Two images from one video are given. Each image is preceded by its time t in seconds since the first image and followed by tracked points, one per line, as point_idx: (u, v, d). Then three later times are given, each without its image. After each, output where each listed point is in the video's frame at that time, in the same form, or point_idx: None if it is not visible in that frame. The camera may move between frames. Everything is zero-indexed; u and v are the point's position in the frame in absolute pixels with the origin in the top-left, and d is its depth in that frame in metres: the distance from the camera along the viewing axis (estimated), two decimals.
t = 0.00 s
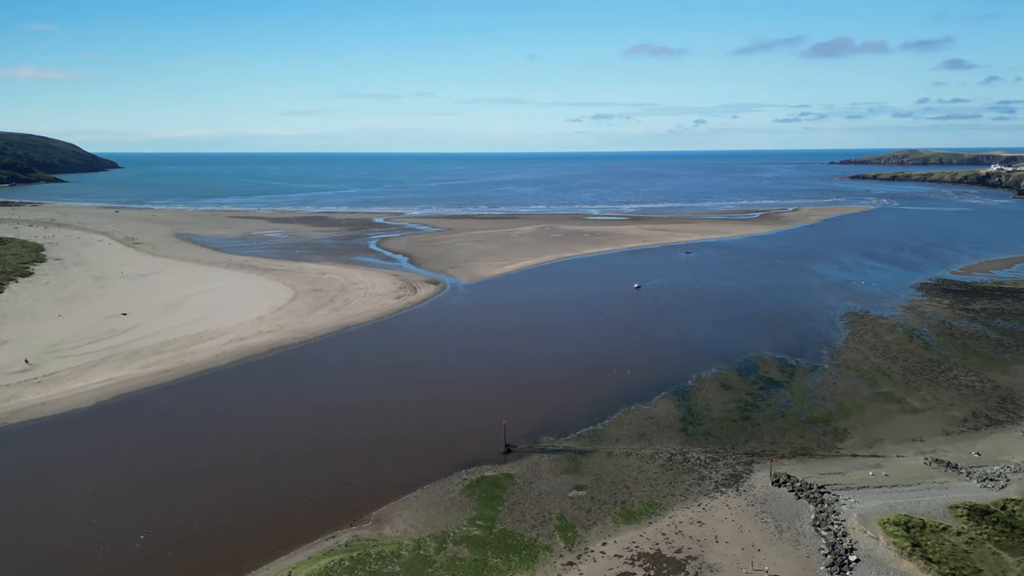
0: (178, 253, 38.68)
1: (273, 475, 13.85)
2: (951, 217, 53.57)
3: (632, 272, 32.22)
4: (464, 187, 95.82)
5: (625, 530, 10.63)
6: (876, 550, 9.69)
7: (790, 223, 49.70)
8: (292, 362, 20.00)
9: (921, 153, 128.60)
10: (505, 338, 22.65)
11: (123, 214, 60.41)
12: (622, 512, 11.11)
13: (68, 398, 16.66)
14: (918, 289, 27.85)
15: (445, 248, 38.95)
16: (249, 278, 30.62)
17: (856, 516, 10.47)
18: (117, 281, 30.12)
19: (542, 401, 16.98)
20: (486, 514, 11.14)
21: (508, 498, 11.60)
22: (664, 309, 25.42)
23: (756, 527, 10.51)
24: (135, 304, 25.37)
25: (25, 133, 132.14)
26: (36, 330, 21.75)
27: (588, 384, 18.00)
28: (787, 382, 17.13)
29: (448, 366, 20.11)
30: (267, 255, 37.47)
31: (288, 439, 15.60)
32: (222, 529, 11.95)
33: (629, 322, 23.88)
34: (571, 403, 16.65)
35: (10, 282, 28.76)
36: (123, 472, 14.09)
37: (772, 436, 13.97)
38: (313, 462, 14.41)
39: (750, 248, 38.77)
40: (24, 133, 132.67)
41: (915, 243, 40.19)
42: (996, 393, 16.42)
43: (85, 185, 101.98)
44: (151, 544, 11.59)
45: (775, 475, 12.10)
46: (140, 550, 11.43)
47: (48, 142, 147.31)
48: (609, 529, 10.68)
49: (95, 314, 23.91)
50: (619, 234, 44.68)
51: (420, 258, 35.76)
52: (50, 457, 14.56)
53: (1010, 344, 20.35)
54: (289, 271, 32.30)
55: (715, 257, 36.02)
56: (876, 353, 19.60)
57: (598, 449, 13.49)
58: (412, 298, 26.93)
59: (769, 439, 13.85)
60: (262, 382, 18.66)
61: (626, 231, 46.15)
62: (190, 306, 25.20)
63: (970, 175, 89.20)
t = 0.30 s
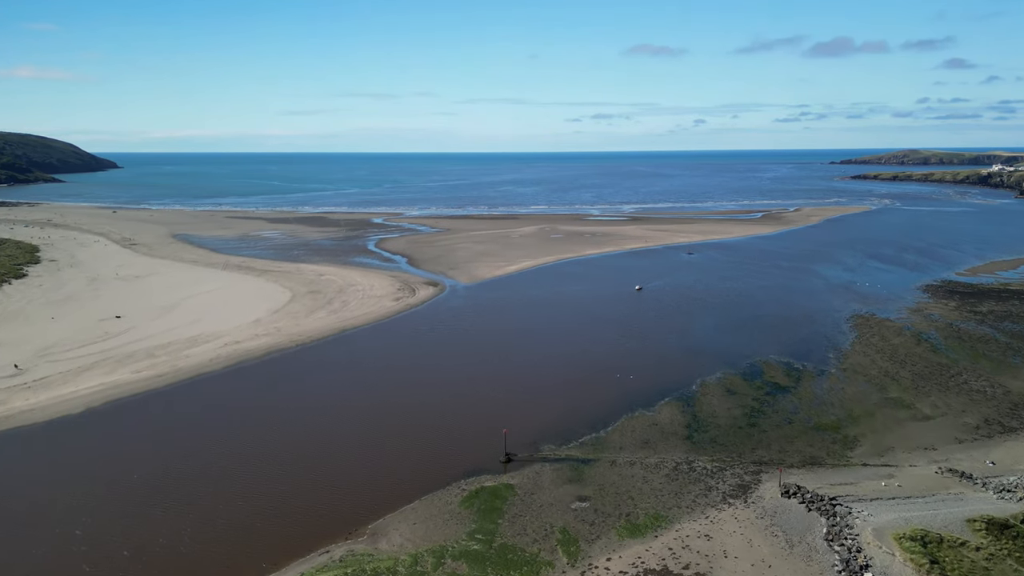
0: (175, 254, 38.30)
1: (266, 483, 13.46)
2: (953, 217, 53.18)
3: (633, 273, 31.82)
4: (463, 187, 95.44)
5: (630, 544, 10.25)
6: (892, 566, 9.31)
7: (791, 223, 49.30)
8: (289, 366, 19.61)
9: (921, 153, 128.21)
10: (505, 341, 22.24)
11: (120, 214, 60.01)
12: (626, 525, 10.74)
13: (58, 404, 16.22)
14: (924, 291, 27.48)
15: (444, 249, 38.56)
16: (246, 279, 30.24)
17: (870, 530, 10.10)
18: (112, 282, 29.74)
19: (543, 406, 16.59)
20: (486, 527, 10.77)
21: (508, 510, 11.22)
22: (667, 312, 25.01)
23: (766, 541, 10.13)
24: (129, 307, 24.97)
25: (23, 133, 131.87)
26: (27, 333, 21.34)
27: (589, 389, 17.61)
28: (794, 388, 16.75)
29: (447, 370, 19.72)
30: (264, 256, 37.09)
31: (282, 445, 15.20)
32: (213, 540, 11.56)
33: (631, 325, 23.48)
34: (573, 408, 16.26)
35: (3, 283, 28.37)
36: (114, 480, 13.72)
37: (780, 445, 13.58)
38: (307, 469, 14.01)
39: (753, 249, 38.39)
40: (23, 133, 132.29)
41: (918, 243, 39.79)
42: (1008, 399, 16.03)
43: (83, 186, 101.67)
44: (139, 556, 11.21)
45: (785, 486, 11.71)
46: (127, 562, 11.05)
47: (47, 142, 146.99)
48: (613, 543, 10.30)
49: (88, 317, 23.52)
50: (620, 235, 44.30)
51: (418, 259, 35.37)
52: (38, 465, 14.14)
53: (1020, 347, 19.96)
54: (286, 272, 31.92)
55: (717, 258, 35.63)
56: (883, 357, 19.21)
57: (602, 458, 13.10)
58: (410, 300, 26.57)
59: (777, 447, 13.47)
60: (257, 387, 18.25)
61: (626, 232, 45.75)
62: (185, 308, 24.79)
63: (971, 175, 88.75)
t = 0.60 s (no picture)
0: (179, 254, 38.06)
1: (266, 490, 13.09)
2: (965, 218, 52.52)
3: (641, 274, 31.38)
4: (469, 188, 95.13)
5: (641, 560, 9.85)
6: None
7: (801, 224, 48.76)
8: (291, 370, 19.25)
9: (931, 152, 127.19)
10: (512, 344, 21.83)
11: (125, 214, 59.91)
12: (637, 539, 10.35)
13: (55, 409, 15.86)
14: (939, 293, 26.96)
15: (449, 249, 38.20)
16: (249, 281, 29.95)
17: (893, 547, 9.68)
18: (115, 284, 29.49)
19: (549, 412, 16.20)
20: (492, 542, 10.38)
21: (514, 523, 10.84)
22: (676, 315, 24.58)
23: (784, 558, 9.72)
24: (131, 309, 24.67)
25: (31, 134, 132.26)
26: (28, 336, 21.06)
27: (597, 395, 17.20)
28: (808, 394, 16.31)
29: (452, 373, 19.34)
30: (268, 257, 36.80)
31: (283, 451, 14.83)
32: (209, 552, 11.21)
33: (640, 328, 23.04)
34: (579, 416, 15.85)
35: (5, 284, 28.14)
36: (111, 486, 13.39)
37: (796, 455, 13.16)
38: (308, 476, 13.63)
39: (762, 250, 37.87)
40: (31, 133, 132.68)
41: (930, 244, 39.20)
42: None
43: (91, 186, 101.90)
44: (132, 568, 10.85)
45: (802, 498, 11.29)
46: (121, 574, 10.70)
47: (55, 142, 147.43)
48: (624, 559, 9.91)
49: (89, 318, 23.22)
50: (627, 236, 43.86)
51: (424, 260, 35.01)
52: (34, 471, 13.82)
53: None
54: (290, 274, 31.61)
55: (726, 259, 35.15)
56: (899, 362, 18.74)
57: (611, 468, 12.70)
58: (415, 302, 26.21)
59: (791, 458, 13.09)
60: (259, 391, 17.89)
61: (634, 233, 45.30)
62: (187, 310, 24.49)
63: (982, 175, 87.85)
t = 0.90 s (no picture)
0: (195, 254, 38.02)
1: (275, 497, 12.73)
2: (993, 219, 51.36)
3: (661, 277, 30.82)
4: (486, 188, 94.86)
5: None
6: None
7: (823, 225, 47.89)
8: (305, 374, 18.94)
9: (955, 152, 125.06)
10: (528, 347, 21.40)
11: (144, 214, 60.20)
12: (659, 558, 9.91)
13: (66, 412, 15.63)
14: (968, 297, 26.17)
15: (466, 250, 37.84)
16: (264, 281, 29.78)
17: (931, 569, 9.16)
18: (131, 284, 29.43)
19: (566, 418, 15.76)
20: (505, 558, 10.00)
21: (530, 538, 10.44)
22: (697, 319, 24.02)
23: None
24: (145, 310, 24.52)
25: (54, 134, 133.84)
26: (42, 337, 20.93)
27: (616, 401, 16.74)
28: (835, 403, 15.76)
29: (468, 377, 18.95)
30: (284, 257, 36.66)
31: (295, 456, 14.50)
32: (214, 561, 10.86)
33: (659, 332, 22.52)
34: (598, 422, 15.40)
35: (22, 284, 28.16)
36: (119, 491, 13.12)
37: (824, 468, 12.64)
38: (318, 482, 13.26)
39: (784, 252, 37.14)
40: (54, 133, 134.10)
41: (958, 247, 38.25)
42: None
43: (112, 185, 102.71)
44: None
45: (832, 515, 10.78)
46: None
47: (77, 142, 148.97)
48: None
49: (103, 319, 23.10)
50: (646, 236, 43.29)
51: (439, 261, 34.69)
52: (43, 475, 13.59)
53: None
54: (305, 274, 31.37)
55: (747, 261, 34.49)
56: (930, 369, 18.09)
57: (631, 480, 12.25)
58: (430, 304, 25.85)
59: (820, 471, 12.59)
60: (271, 395, 17.61)
61: (652, 233, 44.71)
62: (201, 311, 24.29)
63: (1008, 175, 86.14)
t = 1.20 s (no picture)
0: (217, 254, 38.10)
1: (289, 505, 12.47)
2: None
3: (684, 279, 30.18)
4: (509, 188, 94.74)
5: None
6: None
7: (852, 226, 46.89)
8: (321, 376, 18.72)
9: (988, 152, 122.39)
10: (549, 351, 20.97)
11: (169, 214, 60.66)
12: None
13: (82, 414, 15.52)
14: (1005, 303, 25.29)
15: (486, 251, 37.51)
16: (284, 282, 29.68)
17: None
18: (152, 283, 29.47)
19: (586, 426, 15.32)
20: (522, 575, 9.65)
21: (548, 553, 10.08)
22: (721, 323, 23.44)
23: None
24: (165, 310, 24.48)
25: (83, 134, 135.88)
26: (61, 337, 20.93)
27: (638, 407, 16.27)
28: (867, 413, 15.16)
29: (486, 382, 18.58)
30: (305, 257, 36.58)
31: (310, 461, 14.24)
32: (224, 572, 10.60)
33: (683, 337, 21.99)
34: (619, 430, 14.93)
35: (45, 283, 28.30)
36: (132, 497, 12.95)
37: (857, 484, 12.10)
38: (333, 490, 12.99)
39: (811, 254, 36.30)
40: (82, 133, 135.98)
41: (993, 250, 37.15)
42: None
43: (139, 185, 103.99)
44: None
45: (865, 534, 10.27)
46: None
47: (105, 142, 150.98)
48: None
49: (123, 319, 23.07)
50: (669, 238, 42.65)
51: (460, 262, 34.40)
52: (57, 480, 13.45)
53: None
54: (325, 275, 31.18)
55: (774, 264, 33.76)
56: (967, 378, 17.40)
57: (653, 492, 11.82)
58: (449, 305, 25.53)
59: (852, 486, 12.05)
60: (287, 397, 17.41)
61: (676, 234, 44.05)
62: (219, 312, 24.15)
63: None
